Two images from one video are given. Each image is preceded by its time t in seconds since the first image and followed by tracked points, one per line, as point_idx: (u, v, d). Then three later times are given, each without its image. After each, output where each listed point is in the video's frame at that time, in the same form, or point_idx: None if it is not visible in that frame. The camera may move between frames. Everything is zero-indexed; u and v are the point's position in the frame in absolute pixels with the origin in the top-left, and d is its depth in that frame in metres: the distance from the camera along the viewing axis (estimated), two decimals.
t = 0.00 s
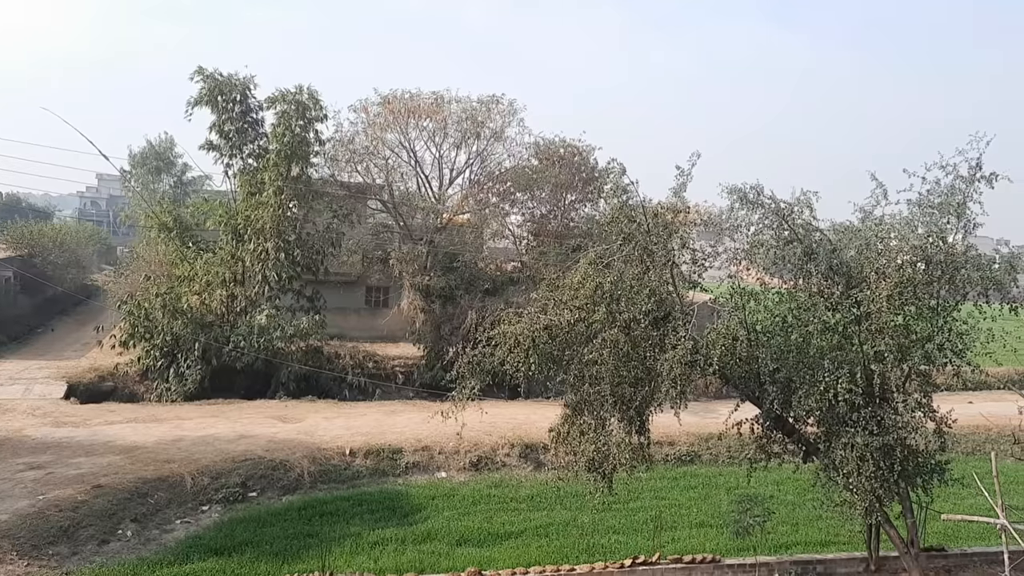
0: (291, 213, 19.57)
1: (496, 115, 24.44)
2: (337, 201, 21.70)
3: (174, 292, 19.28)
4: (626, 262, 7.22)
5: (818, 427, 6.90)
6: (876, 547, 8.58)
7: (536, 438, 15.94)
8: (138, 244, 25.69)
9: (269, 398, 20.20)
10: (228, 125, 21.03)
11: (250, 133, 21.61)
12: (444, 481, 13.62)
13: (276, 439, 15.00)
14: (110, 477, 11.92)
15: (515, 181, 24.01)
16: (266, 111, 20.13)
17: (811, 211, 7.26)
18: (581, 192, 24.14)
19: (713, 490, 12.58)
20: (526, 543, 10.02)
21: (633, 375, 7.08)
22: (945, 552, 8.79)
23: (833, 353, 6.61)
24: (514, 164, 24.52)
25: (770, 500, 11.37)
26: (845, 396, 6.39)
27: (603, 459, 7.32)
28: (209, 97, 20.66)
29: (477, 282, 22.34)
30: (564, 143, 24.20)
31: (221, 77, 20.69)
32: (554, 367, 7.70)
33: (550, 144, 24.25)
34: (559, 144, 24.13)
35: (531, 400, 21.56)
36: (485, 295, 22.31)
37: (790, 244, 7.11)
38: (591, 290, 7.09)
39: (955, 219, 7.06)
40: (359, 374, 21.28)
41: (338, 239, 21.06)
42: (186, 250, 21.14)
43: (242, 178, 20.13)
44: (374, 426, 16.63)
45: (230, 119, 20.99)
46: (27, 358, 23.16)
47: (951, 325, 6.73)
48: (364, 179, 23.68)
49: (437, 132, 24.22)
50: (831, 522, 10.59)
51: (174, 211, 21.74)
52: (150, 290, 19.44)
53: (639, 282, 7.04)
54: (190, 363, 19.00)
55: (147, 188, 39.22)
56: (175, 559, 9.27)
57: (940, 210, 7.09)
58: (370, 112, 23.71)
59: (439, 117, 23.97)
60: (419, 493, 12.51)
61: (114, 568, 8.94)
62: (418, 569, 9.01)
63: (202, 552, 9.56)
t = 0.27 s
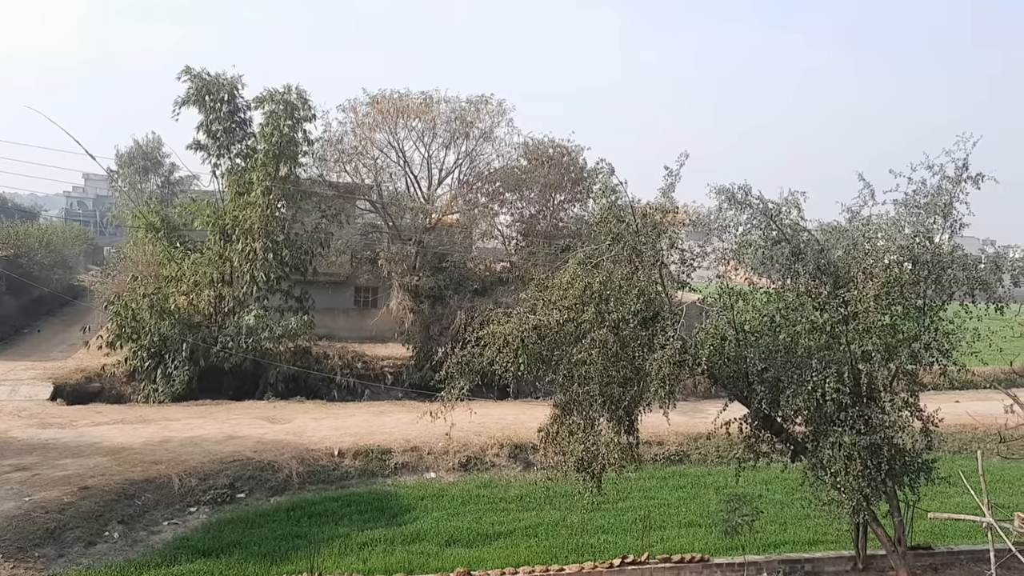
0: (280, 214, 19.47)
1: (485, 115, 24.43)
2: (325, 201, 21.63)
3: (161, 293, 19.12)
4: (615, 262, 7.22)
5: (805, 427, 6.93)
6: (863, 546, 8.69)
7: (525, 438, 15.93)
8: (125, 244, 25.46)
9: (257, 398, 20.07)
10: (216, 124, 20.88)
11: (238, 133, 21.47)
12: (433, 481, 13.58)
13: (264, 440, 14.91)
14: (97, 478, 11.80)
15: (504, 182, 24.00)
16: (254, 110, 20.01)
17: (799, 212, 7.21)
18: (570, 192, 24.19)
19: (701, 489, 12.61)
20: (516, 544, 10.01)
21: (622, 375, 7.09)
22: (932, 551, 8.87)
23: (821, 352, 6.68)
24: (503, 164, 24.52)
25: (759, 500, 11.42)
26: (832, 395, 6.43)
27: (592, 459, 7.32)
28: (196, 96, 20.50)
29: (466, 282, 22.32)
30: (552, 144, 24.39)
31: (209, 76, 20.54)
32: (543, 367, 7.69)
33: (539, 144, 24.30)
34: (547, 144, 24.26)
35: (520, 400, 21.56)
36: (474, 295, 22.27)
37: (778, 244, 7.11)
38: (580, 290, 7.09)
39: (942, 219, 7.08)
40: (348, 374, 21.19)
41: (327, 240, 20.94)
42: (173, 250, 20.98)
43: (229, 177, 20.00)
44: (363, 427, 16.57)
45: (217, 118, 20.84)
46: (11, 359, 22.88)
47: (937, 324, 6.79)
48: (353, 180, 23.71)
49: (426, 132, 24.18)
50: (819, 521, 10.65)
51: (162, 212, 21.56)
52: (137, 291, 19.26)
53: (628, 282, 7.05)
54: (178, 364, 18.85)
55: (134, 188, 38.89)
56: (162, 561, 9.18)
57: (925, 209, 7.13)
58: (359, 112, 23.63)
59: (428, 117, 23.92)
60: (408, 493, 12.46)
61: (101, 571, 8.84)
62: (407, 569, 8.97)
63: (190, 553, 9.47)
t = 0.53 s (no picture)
0: (269, 213, 19.36)
1: (475, 114, 24.39)
2: (315, 201, 21.55)
3: (149, 293, 18.97)
4: (604, 261, 7.21)
5: (794, 425, 6.95)
6: (852, 544, 8.80)
7: (515, 437, 15.92)
8: (112, 244, 25.27)
9: (246, 399, 19.96)
10: (204, 124, 20.73)
11: (226, 132, 21.34)
12: (422, 481, 13.54)
13: (253, 440, 14.82)
14: (85, 479, 11.69)
15: (493, 181, 23.97)
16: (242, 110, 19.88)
17: (788, 212, 7.27)
18: (560, 192, 24.16)
19: (691, 488, 12.64)
20: (506, 543, 9.99)
21: (612, 374, 7.08)
22: (920, 549, 8.94)
23: (809, 352, 6.67)
24: (493, 164, 24.49)
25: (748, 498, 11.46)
26: (821, 394, 6.45)
27: (582, 458, 7.31)
28: (184, 96, 20.35)
29: (456, 281, 22.26)
30: (542, 143, 24.22)
31: (197, 75, 20.40)
32: (533, 366, 7.68)
33: (528, 144, 24.28)
34: (538, 144, 24.15)
35: (511, 400, 21.55)
36: (464, 295, 22.22)
37: (766, 244, 7.11)
38: (569, 290, 7.08)
39: (929, 218, 7.16)
40: (337, 374, 21.11)
41: (316, 239, 20.84)
42: (162, 250, 20.83)
43: (218, 177, 19.90)
44: (353, 427, 16.50)
45: (205, 118, 20.71)
46: None
47: (925, 323, 6.83)
48: (343, 179, 23.62)
49: (415, 131, 24.11)
50: (807, 520, 10.70)
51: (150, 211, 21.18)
52: (125, 291, 19.09)
53: (617, 282, 7.04)
54: (166, 364, 18.71)
55: (123, 187, 38.60)
56: (150, 562, 9.11)
57: (912, 208, 7.23)
58: (348, 111, 23.54)
59: (417, 117, 23.85)
60: (398, 493, 12.42)
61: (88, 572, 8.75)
62: (397, 569, 8.94)
63: (178, 554, 9.40)
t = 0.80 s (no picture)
0: (260, 212, 19.25)
1: (466, 113, 24.35)
2: (305, 200, 21.47)
3: (139, 292, 18.85)
4: (595, 260, 7.21)
5: (785, 423, 6.98)
6: (842, 540, 8.89)
7: (507, 436, 15.91)
8: (102, 243, 25.07)
9: (237, 398, 19.86)
10: (194, 122, 20.59)
11: (216, 131, 21.21)
12: (414, 480, 13.50)
13: (244, 440, 14.75)
14: (75, 479, 11.60)
15: (484, 180, 23.98)
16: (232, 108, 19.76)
17: (778, 210, 7.30)
18: (551, 190, 24.19)
19: (682, 486, 12.67)
20: (498, 542, 9.98)
21: (603, 372, 7.08)
22: (910, 545, 8.99)
23: (799, 351, 6.68)
24: (484, 163, 24.50)
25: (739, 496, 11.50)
26: (811, 392, 6.47)
27: (574, 457, 7.31)
28: (174, 94, 20.21)
29: (448, 280, 22.19)
30: (534, 143, 24.35)
31: (187, 74, 20.27)
32: (524, 365, 7.67)
33: (520, 143, 24.29)
34: (529, 143, 24.23)
35: (502, 398, 21.55)
36: (456, 294, 22.18)
37: (756, 243, 7.13)
38: (561, 289, 7.08)
39: (919, 217, 7.16)
40: (328, 373, 21.03)
41: (307, 238, 20.73)
42: (152, 249, 20.69)
43: (208, 175, 19.83)
44: (344, 426, 16.44)
45: (195, 116, 20.58)
46: None
47: (914, 321, 6.86)
48: (333, 178, 23.56)
49: (406, 130, 24.05)
50: (798, 517, 10.74)
51: (141, 210, 20.98)
52: (115, 290, 18.93)
53: (609, 281, 7.05)
54: (157, 364, 18.60)
55: (112, 186, 38.33)
56: (141, 562, 9.04)
57: (900, 207, 7.23)
58: (339, 110, 23.44)
59: (408, 116, 23.79)
60: (389, 493, 12.39)
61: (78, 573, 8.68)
62: (388, 569, 8.91)
63: (169, 555, 9.33)
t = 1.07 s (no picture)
0: (252, 211, 19.18)
1: (459, 112, 24.32)
2: (298, 199, 21.41)
3: (131, 291, 18.74)
4: (588, 258, 7.20)
5: (778, 422, 7.00)
6: (834, 539, 8.91)
7: (500, 435, 15.90)
8: (94, 243, 24.93)
9: (230, 398, 19.78)
10: (186, 121, 20.49)
11: (208, 130, 21.12)
12: (408, 479, 13.48)
13: (237, 440, 14.69)
14: (67, 479, 11.52)
15: (477, 179, 23.99)
16: (224, 107, 19.68)
17: (771, 208, 7.28)
18: (544, 189, 24.19)
19: (676, 485, 12.70)
20: (492, 541, 9.96)
21: (597, 371, 7.08)
22: (902, 543, 9.04)
23: (792, 349, 6.71)
24: (477, 162, 24.49)
25: (732, 494, 11.53)
26: (804, 390, 6.49)
27: (567, 455, 7.30)
28: (166, 93, 20.09)
29: (441, 279, 22.12)
30: (527, 141, 24.27)
31: (178, 72, 20.14)
32: (517, 364, 7.66)
33: (513, 142, 24.27)
34: (522, 142, 24.18)
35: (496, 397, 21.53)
36: (449, 293, 22.15)
37: (750, 241, 7.14)
38: (554, 288, 7.07)
39: (911, 216, 7.19)
40: (321, 373, 20.97)
41: (300, 237, 20.65)
42: (144, 248, 20.58)
43: (200, 174, 19.76)
44: (338, 425, 16.40)
45: (187, 115, 20.48)
46: None
47: (906, 320, 6.88)
48: (326, 177, 23.53)
49: (399, 129, 24.00)
50: (791, 515, 10.77)
51: (133, 208, 20.92)
52: (107, 290, 18.82)
53: (602, 279, 7.04)
54: (149, 363, 18.51)
55: (105, 185, 38.13)
56: (133, 563, 8.99)
57: (893, 205, 7.25)
58: (331, 109, 23.37)
59: (401, 114, 23.74)
60: (383, 492, 12.36)
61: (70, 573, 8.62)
62: (382, 568, 8.89)
63: (162, 555, 9.29)
